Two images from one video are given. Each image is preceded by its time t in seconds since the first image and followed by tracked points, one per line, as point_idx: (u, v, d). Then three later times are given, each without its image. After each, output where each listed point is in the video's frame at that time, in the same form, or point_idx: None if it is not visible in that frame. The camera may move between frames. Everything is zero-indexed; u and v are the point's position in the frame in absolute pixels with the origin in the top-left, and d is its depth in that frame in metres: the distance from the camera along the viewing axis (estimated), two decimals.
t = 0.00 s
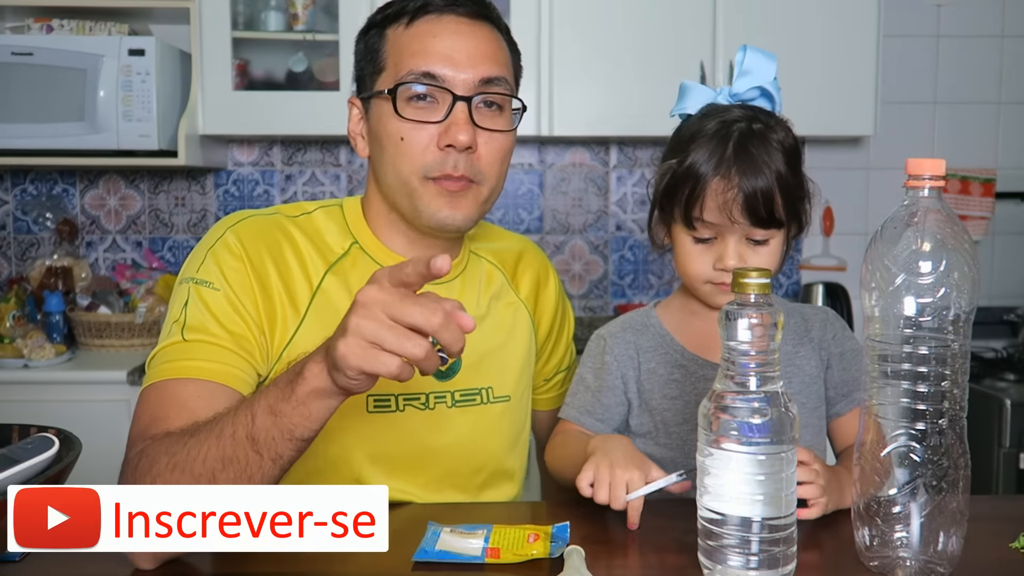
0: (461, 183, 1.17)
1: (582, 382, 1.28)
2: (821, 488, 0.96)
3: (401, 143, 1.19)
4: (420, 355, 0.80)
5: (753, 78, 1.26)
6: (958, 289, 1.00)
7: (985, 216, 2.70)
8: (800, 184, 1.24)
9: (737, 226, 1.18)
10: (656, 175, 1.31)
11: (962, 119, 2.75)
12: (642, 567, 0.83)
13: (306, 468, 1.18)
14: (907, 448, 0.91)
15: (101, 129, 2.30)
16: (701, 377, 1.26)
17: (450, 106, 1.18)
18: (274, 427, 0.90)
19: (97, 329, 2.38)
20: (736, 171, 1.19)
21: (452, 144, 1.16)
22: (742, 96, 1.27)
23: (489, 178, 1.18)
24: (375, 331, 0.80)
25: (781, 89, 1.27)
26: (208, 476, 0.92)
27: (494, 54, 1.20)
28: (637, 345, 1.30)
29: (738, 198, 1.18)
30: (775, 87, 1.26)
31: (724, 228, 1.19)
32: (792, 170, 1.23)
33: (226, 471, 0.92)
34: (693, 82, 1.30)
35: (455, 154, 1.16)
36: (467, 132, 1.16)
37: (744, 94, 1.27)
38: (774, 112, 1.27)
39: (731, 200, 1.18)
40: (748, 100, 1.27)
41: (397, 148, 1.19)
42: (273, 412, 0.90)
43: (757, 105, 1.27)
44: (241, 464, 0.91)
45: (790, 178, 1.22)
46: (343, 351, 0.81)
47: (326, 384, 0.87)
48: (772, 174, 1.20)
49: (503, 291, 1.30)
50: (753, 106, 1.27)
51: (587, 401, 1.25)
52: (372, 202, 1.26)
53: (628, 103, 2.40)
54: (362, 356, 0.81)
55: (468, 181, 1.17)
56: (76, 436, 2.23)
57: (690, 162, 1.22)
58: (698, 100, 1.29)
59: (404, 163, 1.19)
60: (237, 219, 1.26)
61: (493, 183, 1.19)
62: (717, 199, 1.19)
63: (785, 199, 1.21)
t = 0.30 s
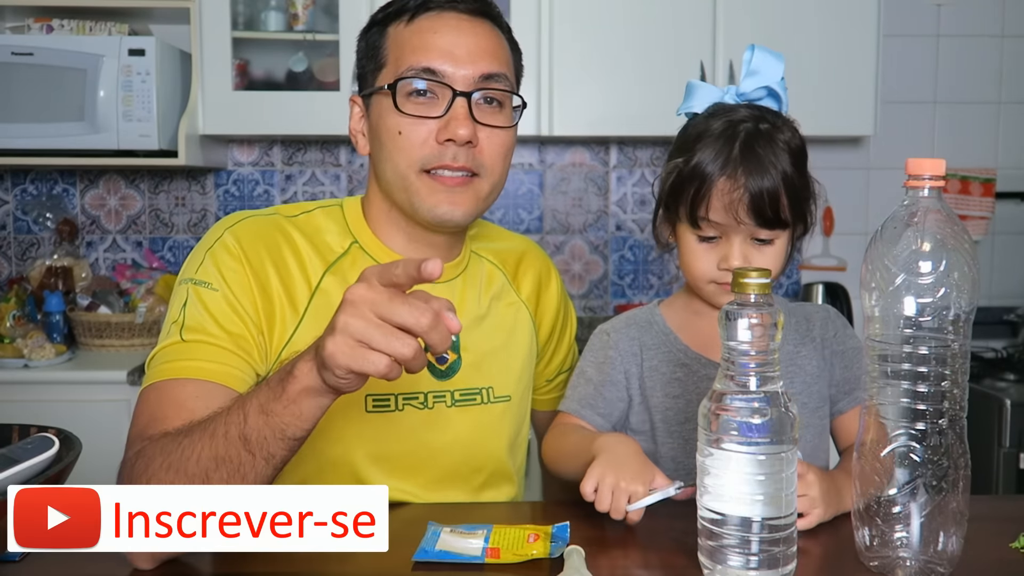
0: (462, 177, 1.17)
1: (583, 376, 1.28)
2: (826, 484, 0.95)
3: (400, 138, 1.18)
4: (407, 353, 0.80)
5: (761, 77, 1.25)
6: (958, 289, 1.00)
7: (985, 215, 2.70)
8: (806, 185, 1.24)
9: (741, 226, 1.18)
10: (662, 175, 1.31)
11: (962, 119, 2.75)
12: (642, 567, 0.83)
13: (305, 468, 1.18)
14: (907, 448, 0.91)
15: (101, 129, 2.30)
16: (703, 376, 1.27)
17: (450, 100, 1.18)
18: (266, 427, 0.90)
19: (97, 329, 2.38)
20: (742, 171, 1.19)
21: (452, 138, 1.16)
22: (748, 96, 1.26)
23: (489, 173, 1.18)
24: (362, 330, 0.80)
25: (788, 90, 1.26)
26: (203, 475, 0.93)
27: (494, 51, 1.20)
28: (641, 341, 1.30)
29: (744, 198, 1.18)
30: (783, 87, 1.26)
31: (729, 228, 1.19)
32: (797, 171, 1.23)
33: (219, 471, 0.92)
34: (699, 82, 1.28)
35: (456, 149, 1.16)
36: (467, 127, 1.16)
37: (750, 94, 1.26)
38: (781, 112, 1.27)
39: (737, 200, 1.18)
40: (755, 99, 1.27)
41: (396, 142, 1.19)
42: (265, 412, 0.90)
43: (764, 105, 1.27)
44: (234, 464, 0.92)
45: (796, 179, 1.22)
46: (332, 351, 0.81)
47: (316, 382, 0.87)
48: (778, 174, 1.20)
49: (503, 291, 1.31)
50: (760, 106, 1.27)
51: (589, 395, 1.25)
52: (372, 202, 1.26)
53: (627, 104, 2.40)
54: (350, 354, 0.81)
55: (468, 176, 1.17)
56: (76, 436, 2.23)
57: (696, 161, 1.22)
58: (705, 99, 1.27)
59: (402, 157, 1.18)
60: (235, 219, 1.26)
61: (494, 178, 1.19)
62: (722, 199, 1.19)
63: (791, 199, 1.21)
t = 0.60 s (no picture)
0: (464, 182, 1.17)
1: (583, 367, 1.27)
2: (828, 488, 0.95)
3: (404, 142, 1.19)
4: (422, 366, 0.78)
5: (761, 77, 1.25)
6: (958, 289, 1.01)
7: (985, 215, 2.70)
8: (804, 186, 1.24)
9: (736, 228, 1.18)
10: (660, 176, 1.31)
11: (962, 119, 2.75)
12: (642, 567, 0.83)
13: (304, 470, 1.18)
14: (907, 448, 0.91)
15: (101, 129, 2.30)
16: (703, 376, 1.27)
17: (455, 106, 1.18)
18: (276, 434, 0.90)
19: (97, 329, 2.38)
20: (737, 172, 1.19)
21: (455, 145, 1.16)
22: (749, 96, 1.27)
23: (491, 180, 1.19)
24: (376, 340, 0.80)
25: (788, 90, 1.26)
26: (209, 477, 0.93)
27: (500, 57, 1.20)
28: (642, 338, 1.30)
29: (737, 199, 1.18)
30: (783, 88, 1.26)
31: (724, 229, 1.19)
32: (794, 172, 1.23)
33: (227, 474, 0.92)
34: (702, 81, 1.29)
35: (459, 155, 1.16)
36: (471, 133, 1.16)
37: (751, 94, 1.27)
38: (782, 113, 1.27)
39: (730, 202, 1.18)
40: (756, 100, 1.27)
41: (400, 147, 1.19)
42: (275, 418, 0.90)
43: (764, 106, 1.27)
44: (241, 468, 0.92)
45: (793, 181, 1.22)
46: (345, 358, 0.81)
47: (330, 391, 0.87)
48: (774, 176, 1.20)
49: (503, 292, 1.31)
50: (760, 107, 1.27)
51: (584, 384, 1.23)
52: (373, 204, 1.26)
53: (627, 103, 2.40)
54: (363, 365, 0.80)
55: (471, 181, 1.18)
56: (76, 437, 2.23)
57: (693, 161, 1.22)
58: (706, 99, 1.28)
59: (406, 162, 1.19)
60: (234, 220, 1.26)
61: (495, 185, 1.19)
62: (716, 201, 1.19)
63: (787, 201, 1.21)
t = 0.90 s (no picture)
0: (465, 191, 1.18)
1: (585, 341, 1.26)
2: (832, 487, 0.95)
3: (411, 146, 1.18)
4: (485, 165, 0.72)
5: (742, 77, 1.23)
6: (958, 289, 1.01)
7: (985, 215, 2.70)
8: (793, 185, 1.24)
9: (726, 232, 1.18)
10: (649, 182, 1.31)
11: (962, 119, 2.75)
12: (642, 567, 0.83)
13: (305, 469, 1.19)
14: (908, 448, 0.91)
15: (101, 129, 2.30)
16: (705, 374, 1.27)
17: (463, 112, 1.17)
18: (330, 319, 0.85)
19: (97, 329, 2.38)
20: (721, 175, 1.19)
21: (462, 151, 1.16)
22: (730, 96, 1.26)
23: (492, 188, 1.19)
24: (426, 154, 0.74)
25: (771, 87, 1.25)
26: (269, 393, 0.89)
27: (509, 65, 1.19)
28: (649, 332, 1.31)
29: (723, 201, 1.18)
30: (765, 86, 1.24)
31: (715, 233, 1.19)
32: (782, 171, 1.23)
33: (285, 383, 0.88)
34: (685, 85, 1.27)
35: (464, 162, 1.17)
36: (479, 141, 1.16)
37: (733, 94, 1.26)
38: (765, 110, 1.26)
39: (716, 207, 1.18)
40: (738, 99, 1.26)
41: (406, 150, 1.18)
42: (327, 301, 0.85)
43: (746, 104, 1.26)
44: (300, 371, 0.87)
45: (781, 179, 1.22)
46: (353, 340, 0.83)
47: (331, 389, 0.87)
48: (760, 177, 1.20)
49: (498, 293, 1.31)
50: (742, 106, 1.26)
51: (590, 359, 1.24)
52: (371, 203, 1.27)
53: (627, 104, 2.40)
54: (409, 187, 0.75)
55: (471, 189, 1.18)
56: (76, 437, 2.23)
57: (679, 167, 1.23)
58: (690, 103, 1.27)
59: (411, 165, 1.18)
60: (233, 217, 1.26)
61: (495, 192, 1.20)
62: (704, 206, 1.19)
63: (777, 200, 1.20)
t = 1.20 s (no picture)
0: (465, 188, 1.18)
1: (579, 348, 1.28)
2: (834, 486, 0.95)
3: (409, 146, 1.19)
4: (671, 376, 0.74)
5: (741, 76, 1.27)
6: (958, 289, 1.01)
7: (985, 215, 2.70)
8: (794, 184, 1.24)
9: (729, 230, 1.18)
10: (649, 182, 1.31)
11: (962, 119, 2.75)
12: (642, 567, 0.83)
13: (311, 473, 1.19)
14: (907, 448, 0.91)
15: (101, 129, 2.30)
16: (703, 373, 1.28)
17: (461, 112, 1.18)
18: (448, 417, 0.83)
19: (97, 329, 2.38)
20: (725, 174, 1.19)
21: (461, 149, 1.17)
22: (730, 96, 1.28)
23: (492, 185, 1.19)
24: (627, 346, 0.75)
25: (769, 86, 1.28)
26: (354, 454, 0.86)
27: (505, 65, 1.20)
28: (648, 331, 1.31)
29: (727, 199, 1.18)
30: (764, 85, 1.28)
31: (718, 232, 1.19)
32: (783, 169, 1.23)
33: (376, 452, 0.86)
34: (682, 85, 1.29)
35: (463, 160, 1.17)
36: (477, 139, 1.16)
37: (731, 94, 1.28)
38: (765, 110, 1.27)
39: (721, 204, 1.18)
40: (737, 98, 1.28)
41: (405, 150, 1.19)
42: (448, 400, 0.83)
43: (745, 103, 1.29)
44: (397, 448, 0.85)
45: (781, 176, 1.22)
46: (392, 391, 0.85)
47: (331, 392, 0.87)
48: (763, 175, 1.20)
49: (497, 292, 1.32)
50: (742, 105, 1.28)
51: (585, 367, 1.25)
52: (372, 204, 1.27)
53: (627, 104, 2.40)
54: (590, 353, 0.76)
55: (471, 187, 1.18)
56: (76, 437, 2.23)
57: (681, 165, 1.22)
58: (689, 102, 1.28)
59: (410, 165, 1.19)
60: (237, 217, 1.25)
61: (496, 190, 1.19)
62: (707, 204, 1.19)
63: (778, 198, 1.21)
